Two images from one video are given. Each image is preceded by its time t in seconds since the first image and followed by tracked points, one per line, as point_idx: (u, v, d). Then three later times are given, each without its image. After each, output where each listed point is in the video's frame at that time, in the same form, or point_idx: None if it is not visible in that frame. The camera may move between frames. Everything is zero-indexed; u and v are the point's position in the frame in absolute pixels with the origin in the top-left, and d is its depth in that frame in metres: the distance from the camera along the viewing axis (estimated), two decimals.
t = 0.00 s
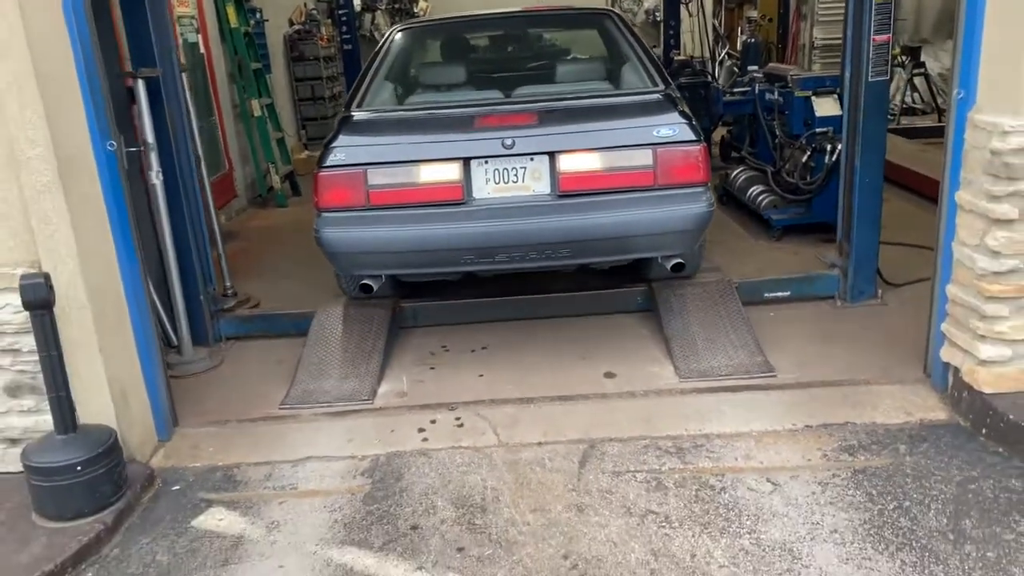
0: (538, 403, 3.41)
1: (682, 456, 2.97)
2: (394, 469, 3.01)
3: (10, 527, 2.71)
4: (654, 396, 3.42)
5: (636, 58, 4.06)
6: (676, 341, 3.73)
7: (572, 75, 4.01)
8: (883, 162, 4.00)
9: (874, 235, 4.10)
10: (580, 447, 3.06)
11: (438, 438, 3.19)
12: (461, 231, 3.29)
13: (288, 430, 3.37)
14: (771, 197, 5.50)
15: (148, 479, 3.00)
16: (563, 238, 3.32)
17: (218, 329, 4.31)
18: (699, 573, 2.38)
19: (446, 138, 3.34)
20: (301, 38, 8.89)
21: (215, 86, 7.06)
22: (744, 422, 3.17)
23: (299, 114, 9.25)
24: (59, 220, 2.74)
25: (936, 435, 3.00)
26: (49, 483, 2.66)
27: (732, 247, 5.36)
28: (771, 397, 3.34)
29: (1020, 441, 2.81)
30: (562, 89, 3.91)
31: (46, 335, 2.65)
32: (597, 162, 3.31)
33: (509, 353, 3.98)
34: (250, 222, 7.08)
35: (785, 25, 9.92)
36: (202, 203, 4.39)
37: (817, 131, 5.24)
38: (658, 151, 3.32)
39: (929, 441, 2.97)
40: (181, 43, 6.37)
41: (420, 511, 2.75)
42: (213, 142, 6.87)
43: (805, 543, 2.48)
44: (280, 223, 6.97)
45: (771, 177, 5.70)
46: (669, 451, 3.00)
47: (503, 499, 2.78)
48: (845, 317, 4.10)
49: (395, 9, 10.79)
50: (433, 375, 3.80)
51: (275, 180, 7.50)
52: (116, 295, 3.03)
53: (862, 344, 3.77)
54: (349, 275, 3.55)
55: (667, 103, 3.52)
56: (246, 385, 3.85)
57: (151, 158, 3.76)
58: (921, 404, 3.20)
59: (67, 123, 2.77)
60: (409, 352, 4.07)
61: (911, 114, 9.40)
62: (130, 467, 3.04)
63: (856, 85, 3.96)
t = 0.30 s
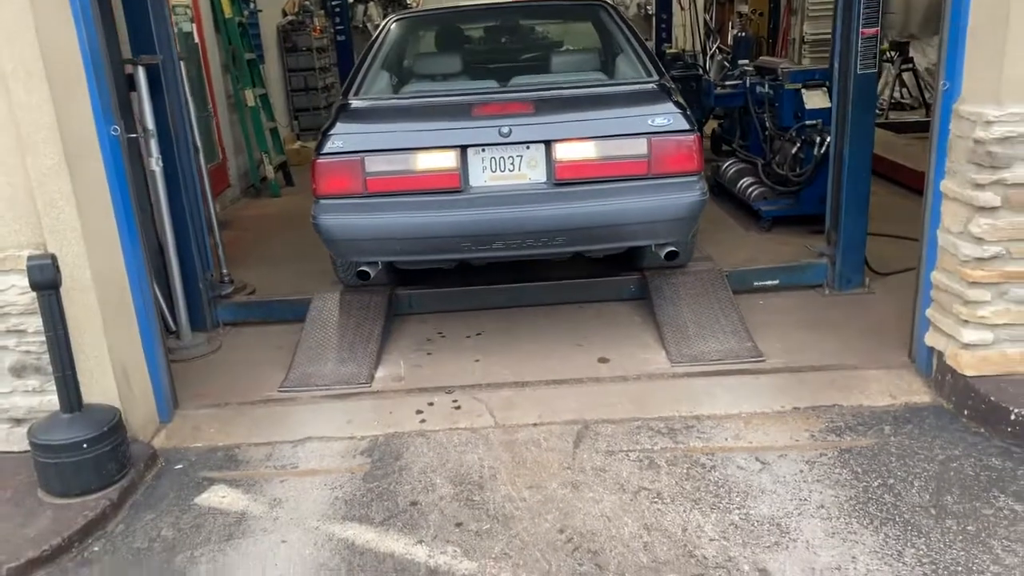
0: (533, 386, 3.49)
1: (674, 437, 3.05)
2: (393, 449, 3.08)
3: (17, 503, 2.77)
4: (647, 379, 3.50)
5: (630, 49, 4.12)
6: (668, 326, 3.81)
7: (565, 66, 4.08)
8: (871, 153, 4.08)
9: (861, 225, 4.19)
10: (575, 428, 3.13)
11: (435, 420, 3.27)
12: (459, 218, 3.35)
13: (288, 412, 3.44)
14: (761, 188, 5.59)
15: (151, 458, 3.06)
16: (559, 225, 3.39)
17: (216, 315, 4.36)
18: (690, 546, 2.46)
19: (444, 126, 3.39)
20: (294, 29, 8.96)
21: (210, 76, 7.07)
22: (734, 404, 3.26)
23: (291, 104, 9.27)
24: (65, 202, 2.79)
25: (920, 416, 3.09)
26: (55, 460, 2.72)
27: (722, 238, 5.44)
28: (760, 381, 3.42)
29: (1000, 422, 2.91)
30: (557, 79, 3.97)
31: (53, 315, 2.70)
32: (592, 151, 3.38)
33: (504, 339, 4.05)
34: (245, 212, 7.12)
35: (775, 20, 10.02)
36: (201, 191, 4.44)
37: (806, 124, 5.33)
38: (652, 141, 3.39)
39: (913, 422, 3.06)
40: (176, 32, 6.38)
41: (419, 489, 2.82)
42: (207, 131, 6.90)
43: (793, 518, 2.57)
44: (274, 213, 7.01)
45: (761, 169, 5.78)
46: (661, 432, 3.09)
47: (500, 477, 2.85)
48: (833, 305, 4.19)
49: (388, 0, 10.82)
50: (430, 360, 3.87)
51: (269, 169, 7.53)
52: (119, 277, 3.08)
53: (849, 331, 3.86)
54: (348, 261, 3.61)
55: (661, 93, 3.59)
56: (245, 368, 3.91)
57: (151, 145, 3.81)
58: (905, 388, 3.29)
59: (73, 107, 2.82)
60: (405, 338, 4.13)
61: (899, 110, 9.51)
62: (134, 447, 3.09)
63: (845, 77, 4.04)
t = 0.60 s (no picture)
0: (524, 377, 3.54)
1: (661, 428, 3.11)
2: (384, 438, 3.13)
3: (13, 487, 2.80)
4: (636, 372, 3.55)
5: (624, 46, 4.16)
6: (658, 321, 3.86)
7: (558, 63, 4.12)
8: (860, 152, 4.13)
9: (849, 223, 4.25)
10: (564, 419, 3.18)
11: (427, 410, 3.31)
12: (452, 211, 3.39)
13: (281, 401, 3.48)
14: (752, 186, 5.64)
15: (145, 445, 3.09)
16: (551, 219, 3.43)
17: (210, 305, 4.39)
18: (675, 535, 2.51)
19: (439, 119, 3.43)
20: (289, 22, 8.96)
21: (206, 67, 7.09)
22: (721, 398, 3.31)
23: (287, 97, 9.28)
24: (62, 190, 2.82)
25: (903, 411, 3.15)
26: (51, 445, 2.75)
27: (713, 234, 5.50)
28: (747, 375, 3.48)
29: (981, 417, 2.96)
30: (551, 75, 4.01)
31: (49, 301, 2.73)
32: (584, 146, 3.42)
33: (496, 332, 4.09)
34: (239, 203, 7.14)
35: (770, 19, 10.07)
36: (196, 181, 4.47)
37: (798, 123, 5.38)
38: (644, 137, 3.43)
39: (895, 416, 3.12)
40: (172, 24, 6.38)
41: (409, 477, 2.86)
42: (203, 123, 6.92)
43: (776, 509, 2.62)
44: (269, 205, 7.04)
45: (753, 167, 5.83)
46: (648, 424, 3.14)
47: (490, 466, 2.90)
48: (821, 301, 4.25)
49: None
50: (422, 351, 3.91)
51: (263, 162, 7.55)
52: (115, 266, 3.11)
53: (836, 327, 3.92)
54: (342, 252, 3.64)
55: (654, 90, 3.63)
56: (239, 358, 3.94)
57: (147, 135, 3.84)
58: (889, 383, 3.35)
59: (71, 97, 2.85)
60: (397, 329, 4.17)
61: (891, 110, 9.58)
62: (128, 434, 3.12)
63: (836, 77, 4.09)
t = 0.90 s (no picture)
0: (517, 374, 3.57)
1: (651, 426, 3.13)
2: (377, 432, 3.15)
3: (7, 475, 2.83)
4: (628, 371, 3.57)
5: (621, 45, 4.17)
6: (652, 320, 3.88)
7: (556, 62, 4.14)
8: (856, 154, 4.15)
9: (845, 224, 4.26)
10: (555, 416, 3.21)
11: (420, 404, 3.34)
12: (448, 206, 3.41)
13: (275, 394, 3.50)
14: (751, 187, 5.66)
15: (139, 436, 3.11)
16: (547, 216, 3.45)
17: (208, 298, 4.41)
18: (662, 532, 2.53)
19: (436, 115, 3.45)
20: (293, 16, 9.01)
21: (208, 62, 7.11)
22: (713, 397, 3.33)
23: (289, 93, 9.27)
24: (60, 181, 2.84)
25: (892, 412, 3.17)
26: (45, 435, 2.78)
27: (711, 234, 5.51)
28: (739, 374, 3.50)
29: (969, 419, 2.98)
30: (550, 74, 4.02)
31: (46, 291, 2.76)
32: (579, 144, 3.44)
33: (490, 328, 4.12)
34: (240, 197, 7.16)
35: (773, 21, 10.10)
36: (196, 175, 4.49)
37: (796, 124, 5.41)
38: (639, 135, 3.45)
39: (885, 417, 3.14)
40: (175, 17, 6.40)
41: (400, 471, 2.89)
42: (204, 116, 6.94)
43: (763, 507, 2.64)
44: (269, 199, 7.06)
45: (751, 168, 5.85)
46: (639, 422, 3.16)
47: (481, 462, 2.93)
48: (816, 302, 4.27)
49: None
50: (417, 346, 3.94)
51: (264, 156, 7.57)
52: (112, 258, 3.13)
53: (829, 328, 3.94)
54: (338, 246, 3.66)
55: (650, 89, 3.65)
56: (235, 351, 3.97)
57: (147, 128, 3.87)
58: (880, 384, 3.37)
59: (70, 89, 2.87)
60: (393, 325, 4.20)
61: (892, 113, 9.58)
62: (123, 424, 3.15)
63: (833, 79, 4.11)
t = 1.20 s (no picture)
0: (516, 375, 3.57)
1: (648, 429, 3.13)
2: (374, 432, 3.16)
3: (7, 471, 2.85)
4: (627, 373, 3.57)
5: (625, 47, 4.14)
6: (652, 322, 3.87)
7: (561, 62, 4.06)
8: (860, 158, 4.13)
9: (848, 228, 4.24)
10: (553, 418, 3.22)
11: (418, 404, 3.35)
12: (448, 207, 3.42)
13: (274, 392, 3.52)
14: (756, 189, 5.65)
15: (138, 433, 3.13)
16: (547, 217, 3.45)
17: (211, 296, 4.43)
18: (656, 535, 2.53)
19: (438, 116, 3.45)
20: (302, 15, 9.04)
21: (217, 60, 7.13)
22: (711, 400, 3.32)
23: (297, 92, 9.31)
24: (62, 178, 2.86)
25: (891, 418, 3.16)
26: (44, 430, 2.80)
27: (715, 237, 5.50)
28: (738, 378, 3.49)
29: (967, 426, 2.97)
30: (554, 75, 3.96)
31: (46, 288, 2.78)
32: (580, 146, 3.44)
33: (490, 329, 4.12)
34: (246, 195, 7.19)
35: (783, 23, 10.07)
36: (200, 173, 4.51)
37: (801, 127, 5.42)
38: (640, 138, 3.45)
39: (883, 423, 3.13)
40: (183, 15, 6.42)
41: (396, 471, 2.90)
42: (212, 114, 6.96)
43: (758, 512, 2.63)
44: (275, 198, 7.09)
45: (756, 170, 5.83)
46: (636, 424, 3.16)
47: (476, 462, 2.94)
48: (817, 306, 4.25)
49: None
50: (417, 346, 3.95)
51: (272, 154, 7.60)
52: (113, 256, 3.15)
53: (830, 332, 3.93)
54: (339, 246, 3.67)
55: (652, 91, 3.64)
56: (236, 348, 3.98)
57: (151, 127, 3.89)
58: (879, 389, 3.36)
59: (73, 87, 2.89)
60: (394, 324, 4.21)
61: (902, 117, 9.53)
62: (122, 421, 3.17)
63: (837, 82, 4.10)
